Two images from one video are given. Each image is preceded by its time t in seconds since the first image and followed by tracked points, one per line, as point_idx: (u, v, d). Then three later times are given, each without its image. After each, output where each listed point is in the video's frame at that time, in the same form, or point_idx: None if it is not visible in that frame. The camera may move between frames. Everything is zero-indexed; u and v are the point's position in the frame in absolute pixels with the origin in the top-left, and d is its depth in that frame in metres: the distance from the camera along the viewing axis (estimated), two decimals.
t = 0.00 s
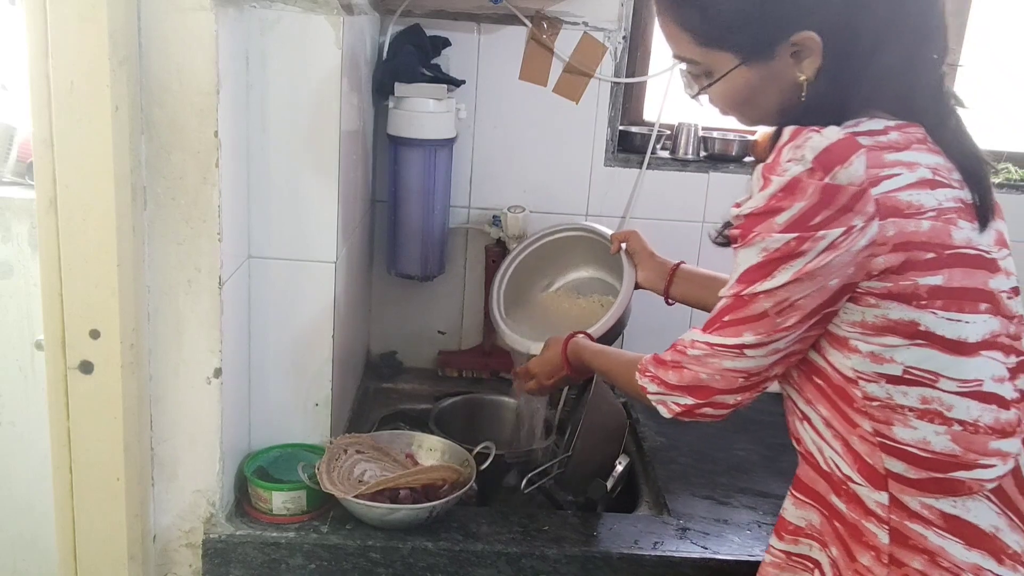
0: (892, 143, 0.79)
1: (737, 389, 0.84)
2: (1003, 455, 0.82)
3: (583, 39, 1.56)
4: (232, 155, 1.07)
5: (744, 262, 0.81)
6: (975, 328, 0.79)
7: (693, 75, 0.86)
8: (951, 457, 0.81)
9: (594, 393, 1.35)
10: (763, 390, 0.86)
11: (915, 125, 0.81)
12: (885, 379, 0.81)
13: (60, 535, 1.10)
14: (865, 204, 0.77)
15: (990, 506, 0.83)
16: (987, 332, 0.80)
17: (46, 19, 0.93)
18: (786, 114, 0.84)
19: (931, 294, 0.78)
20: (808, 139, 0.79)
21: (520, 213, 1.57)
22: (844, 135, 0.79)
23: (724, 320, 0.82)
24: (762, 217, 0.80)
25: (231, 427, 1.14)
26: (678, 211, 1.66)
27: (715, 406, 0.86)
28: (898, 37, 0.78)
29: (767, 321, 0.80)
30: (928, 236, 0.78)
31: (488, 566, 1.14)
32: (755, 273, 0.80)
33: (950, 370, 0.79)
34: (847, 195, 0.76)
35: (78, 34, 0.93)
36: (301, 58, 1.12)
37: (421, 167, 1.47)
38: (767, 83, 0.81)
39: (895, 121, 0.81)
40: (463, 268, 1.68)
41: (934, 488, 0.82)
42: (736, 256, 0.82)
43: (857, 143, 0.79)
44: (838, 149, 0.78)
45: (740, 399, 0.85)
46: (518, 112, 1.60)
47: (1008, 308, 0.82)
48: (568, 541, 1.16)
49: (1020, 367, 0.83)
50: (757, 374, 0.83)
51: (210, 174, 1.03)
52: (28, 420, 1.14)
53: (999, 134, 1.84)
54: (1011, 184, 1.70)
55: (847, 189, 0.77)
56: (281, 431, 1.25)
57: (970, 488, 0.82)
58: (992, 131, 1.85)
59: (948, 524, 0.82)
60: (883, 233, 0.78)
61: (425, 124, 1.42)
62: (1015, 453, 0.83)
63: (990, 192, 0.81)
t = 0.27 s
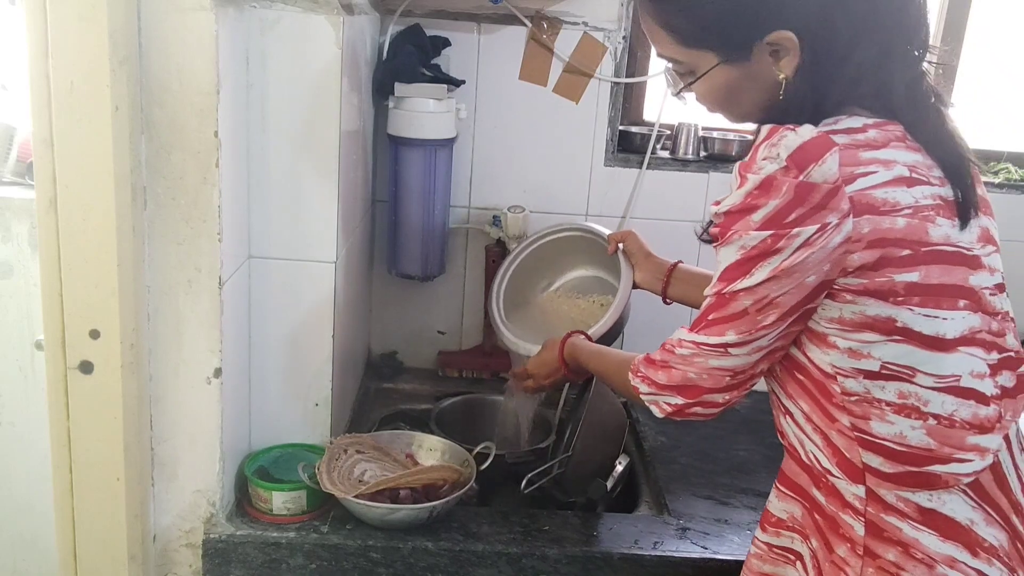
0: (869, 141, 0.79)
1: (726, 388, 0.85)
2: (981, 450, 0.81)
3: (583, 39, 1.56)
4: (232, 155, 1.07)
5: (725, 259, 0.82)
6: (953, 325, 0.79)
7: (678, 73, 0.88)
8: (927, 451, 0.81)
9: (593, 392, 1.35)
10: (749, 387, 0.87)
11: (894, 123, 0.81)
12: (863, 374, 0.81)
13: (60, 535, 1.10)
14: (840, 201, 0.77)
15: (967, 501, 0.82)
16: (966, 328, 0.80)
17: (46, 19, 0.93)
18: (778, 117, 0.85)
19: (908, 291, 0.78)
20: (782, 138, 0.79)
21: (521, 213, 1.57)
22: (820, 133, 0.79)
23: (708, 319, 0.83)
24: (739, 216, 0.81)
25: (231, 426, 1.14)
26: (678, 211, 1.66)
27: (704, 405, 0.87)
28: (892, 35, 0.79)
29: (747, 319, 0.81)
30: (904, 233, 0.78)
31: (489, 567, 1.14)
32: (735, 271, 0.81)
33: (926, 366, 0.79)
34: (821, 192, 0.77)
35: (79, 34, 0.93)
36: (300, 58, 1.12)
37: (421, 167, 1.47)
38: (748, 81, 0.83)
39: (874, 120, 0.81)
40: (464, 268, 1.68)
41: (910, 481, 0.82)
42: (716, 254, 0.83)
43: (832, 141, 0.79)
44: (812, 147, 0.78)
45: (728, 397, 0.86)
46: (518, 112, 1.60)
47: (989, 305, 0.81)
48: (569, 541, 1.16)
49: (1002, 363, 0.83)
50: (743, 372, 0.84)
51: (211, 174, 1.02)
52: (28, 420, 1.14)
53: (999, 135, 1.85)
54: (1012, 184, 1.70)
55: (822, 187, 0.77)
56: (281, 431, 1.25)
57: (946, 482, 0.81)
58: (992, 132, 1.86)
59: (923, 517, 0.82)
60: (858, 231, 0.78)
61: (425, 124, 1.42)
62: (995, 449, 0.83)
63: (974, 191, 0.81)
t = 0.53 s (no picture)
0: (866, 138, 0.80)
1: (724, 383, 0.85)
2: (981, 445, 0.81)
3: (583, 39, 1.56)
4: (232, 155, 1.07)
5: (723, 255, 0.82)
6: (950, 320, 0.79)
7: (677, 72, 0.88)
8: (925, 446, 0.80)
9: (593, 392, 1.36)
10: (749, 383, 0.87)
11: (891, 121, 0.82)
12: (861, 369, 0.81)
13: (61, 535, 1.10)
14: (835, 196, 0.77)
15: (966, 497, 0.82)
16: (964, 324, 0.80)
17: (46, 19, 0.93)
18: (779, 116, 0.85)
19: (904, 287, 0.78)
20: (779, 134, 0.80)
21: (521, 213, 1.57)
22: (817, 130, 0.79)
23: (707, 315, 0.83)
24: (736, 212, 0.81)
25: (231, 427, 1.14)
26: (678, 211, 1.66)
27: (702, 400, 0.87)
28: (892, 36, 0.79)
29: (745, 314, 0.81)
30: (900, 229, 0.78)
31: (489, 567, 1.14)
32: (733, 266, 0.81)
33: (923, 361, 0.79)
34: (816, 187, 0.77)
35: (79, 34, 0.93)
36: (301, 58, 1.12)
37: (421, 167, 1.47)
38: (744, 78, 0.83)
39: (871, 117, 0.81)
40: (464, 268, 1.68)
41: (910, 477, 0.81)
42: (714, 250, 0.84)
43: (828, 137, 0.79)
44: (808, 143, 0.78)
45: (727, 393, 0.86)
46: (518, 112, 1.60)
47: (988, 301, 0.81)
48: (569, 541, 1.16)
49: (1001, 360, 0.83)
50: (742, 367, 0.84)
51: (211, 174, 1.02)
52: (28, 420, 1.14)
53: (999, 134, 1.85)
54: (1012, 184, 1.71)
55: (816, 183, 0.77)
56: (281, 431, 1.25)
57: (946, 477, 0.81)
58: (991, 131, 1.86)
59: (922, 512, 0.82)
60: (853, 226, 0.78)
61: (425, 124, 1.42)
62: (995, 445, 0.82)
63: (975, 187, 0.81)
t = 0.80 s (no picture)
0: (871, 136, 0.79)
1: (730, 381, 0.85)
2: (983, 443, 0.81)
3: (583, 39, 1.56)
4: (232, 155, 1.07)
5: (728, 252, 0.82)
6: (955, 318, 0.79)
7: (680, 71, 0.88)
8: (928, 444, 0.80)
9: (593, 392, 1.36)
10: (754, 382, 0.87)
11: (897, 119, 0.81)
12: (865, 367, 0.81)
13: (60, 535, 1.10)
14: (839, 193, 0.77)
15: (969, 495, 0.82)
16: (968, 322, 0.80)
17: (46, 19, 0.93)
18: (783, 114, 0.85)
19: (909, 284, 0.78)
20: (784, 132, 0.80)
21: (521, 213, 1.57)
22: (823, 127, 0.80)
23: (712, 313, 0.83)
24: (742, 209, 0.82)
25: (231, 427, 1.14)
26: (678, 211, 1.66)
27: (708, 398, 0.87)
28: (892, 36, 0.79)
29: (750, 311, 0.81)
30: (905, 226, 0.78)
31: (489, 567, 1.14)
32: (738, 263, 0.81)
33: (928, 359, 0.79)
34: (820, 184, 0.77)
35: (79, 33, 0.93)
36: (302, 58, 1.12)
37: (421, 167, 1.47)
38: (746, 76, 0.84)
39: (878, 116, 0.81)
40: (464, 268, 1.68)
41: (913, 474, 0.81)
42: (720, 247, 0.84)
43: (833, 135, 0.79)
44: (812, 141, 0.79)
45: (733, 391, 0.86)
46: (518, 112, 1.60)
47: (992, 300, 0.81)
48: (569, 541, 1.16)
49: (1005, 359, 0.83)
50: (748, 365, 0.84)
51: (211, 174, 1.02)
52: (28, 420, 1.14)
53: (999, 135, 1.85)
54: (1011, 184, 1.71)
55: (820, 180, 0.77)
56: (281, 431, 1.25)
57: (949, 475, 0.81)
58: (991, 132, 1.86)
59: (925, 510, 0.82)
60: (858, 223, 0.78)
61: (425, 124, 1.42)
62: (998, 443, 0.82)
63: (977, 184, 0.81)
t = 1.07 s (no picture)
0: (876, 134, 0.79)
1: (733, 379, 0.85)
2: (983, 444, 0.81)
3: (583, 39, 1.56)
4: (232, 155, 1.07)
5: (733, 248, 0.82)
6: (958, 318, 0.79)
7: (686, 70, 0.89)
8: (928, 443, 0.80)
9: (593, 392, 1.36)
10: (757, 380, 0.87)
11: (902, 117, 0.81)
12: (867, 365, 0.81)
13: (60, 535, 1.10)
14: (844, 191, 0.77)
15: (968, 495, 0.82)
16: (971, 321, 0.80)
17: (46, 19, 0.93)
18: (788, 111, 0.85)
19: (913, 282, 0.78)
20: (790, 129, 0.80)
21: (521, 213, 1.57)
22: (828, 125, 0.79)
23: (716, 310, 0.83)
24: (746, 205, 0.81)
25: (231, 427, 1.14)
26: (678, 211, 1.66)
27: (711, 396, 0.87)
28: (892, 39, 0.79)
29: (754, 308, 0.81)
30: (909, 224, 0.78)
31: (489, 567, 1.14)
32: (743, 259, 0.81)
33: (930, 358, 0.79)
34: (825, 181, 0.77)
35: (79, 33, 0.93)
36: (302, 58, 1.12)
37: (421, 167, 1.47)
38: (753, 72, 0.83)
39: (884, 114, 0.81)
40: (464, 268, 1.68)
41: (911, 474, 0.81)
42: (725, 243, 0.84)
43: (839, 133, 0.79)
44: (817, 138, 0.79)
45: (736, 388, 0.86)
46: (518, 111, 1.60)
47: (995, 300, 0.81)
48: (569, 541, 1.16)
49: (1007, 360, 0.83)
50: (751, 362, 0.84)
51: (211, 174, 1.02)
52: (28, 420, 1.14)
53: (999, 135, 1.85)
54: (1011, 184, 1.71)
55: (825, 177, 0.77)
56: (282, 431, 1.25)
57: (948, 475, 0.81)
58: (991, 132, 1.86)
59: (923, 509, 0.82)
60: (863, 220, 0.78)
61: (425, 124, 1.42)
62: (998, 444, 0.82)
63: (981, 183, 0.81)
